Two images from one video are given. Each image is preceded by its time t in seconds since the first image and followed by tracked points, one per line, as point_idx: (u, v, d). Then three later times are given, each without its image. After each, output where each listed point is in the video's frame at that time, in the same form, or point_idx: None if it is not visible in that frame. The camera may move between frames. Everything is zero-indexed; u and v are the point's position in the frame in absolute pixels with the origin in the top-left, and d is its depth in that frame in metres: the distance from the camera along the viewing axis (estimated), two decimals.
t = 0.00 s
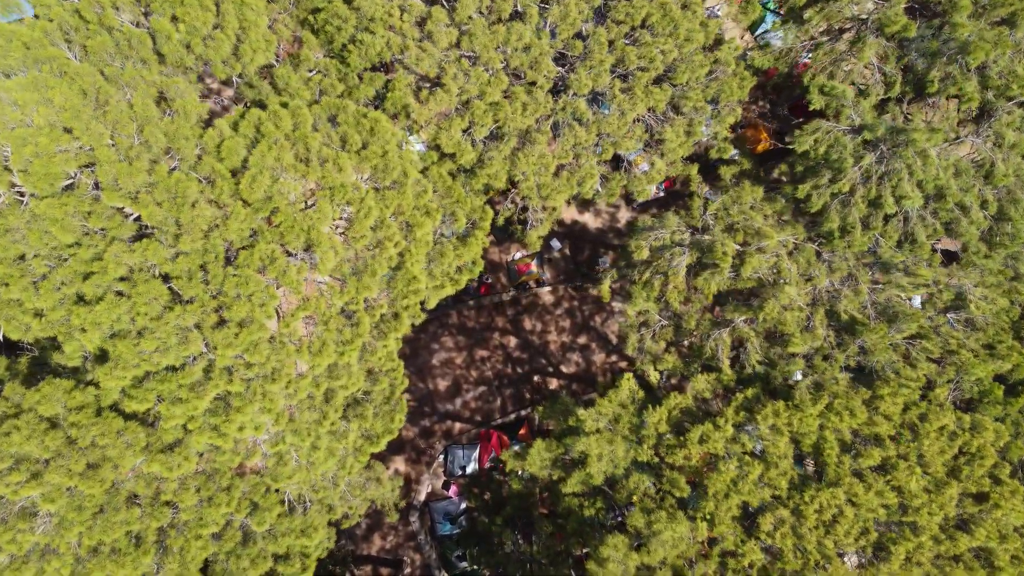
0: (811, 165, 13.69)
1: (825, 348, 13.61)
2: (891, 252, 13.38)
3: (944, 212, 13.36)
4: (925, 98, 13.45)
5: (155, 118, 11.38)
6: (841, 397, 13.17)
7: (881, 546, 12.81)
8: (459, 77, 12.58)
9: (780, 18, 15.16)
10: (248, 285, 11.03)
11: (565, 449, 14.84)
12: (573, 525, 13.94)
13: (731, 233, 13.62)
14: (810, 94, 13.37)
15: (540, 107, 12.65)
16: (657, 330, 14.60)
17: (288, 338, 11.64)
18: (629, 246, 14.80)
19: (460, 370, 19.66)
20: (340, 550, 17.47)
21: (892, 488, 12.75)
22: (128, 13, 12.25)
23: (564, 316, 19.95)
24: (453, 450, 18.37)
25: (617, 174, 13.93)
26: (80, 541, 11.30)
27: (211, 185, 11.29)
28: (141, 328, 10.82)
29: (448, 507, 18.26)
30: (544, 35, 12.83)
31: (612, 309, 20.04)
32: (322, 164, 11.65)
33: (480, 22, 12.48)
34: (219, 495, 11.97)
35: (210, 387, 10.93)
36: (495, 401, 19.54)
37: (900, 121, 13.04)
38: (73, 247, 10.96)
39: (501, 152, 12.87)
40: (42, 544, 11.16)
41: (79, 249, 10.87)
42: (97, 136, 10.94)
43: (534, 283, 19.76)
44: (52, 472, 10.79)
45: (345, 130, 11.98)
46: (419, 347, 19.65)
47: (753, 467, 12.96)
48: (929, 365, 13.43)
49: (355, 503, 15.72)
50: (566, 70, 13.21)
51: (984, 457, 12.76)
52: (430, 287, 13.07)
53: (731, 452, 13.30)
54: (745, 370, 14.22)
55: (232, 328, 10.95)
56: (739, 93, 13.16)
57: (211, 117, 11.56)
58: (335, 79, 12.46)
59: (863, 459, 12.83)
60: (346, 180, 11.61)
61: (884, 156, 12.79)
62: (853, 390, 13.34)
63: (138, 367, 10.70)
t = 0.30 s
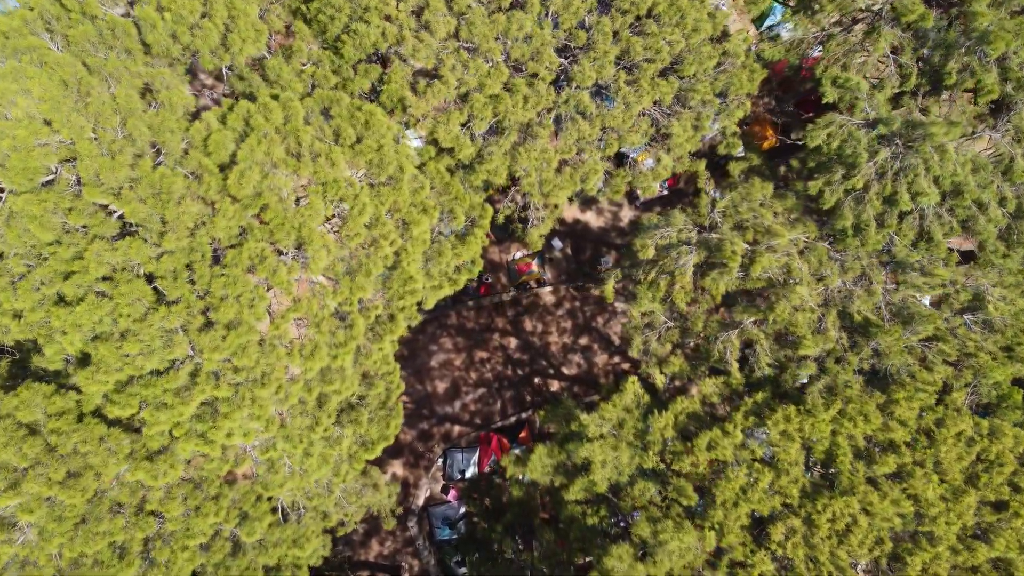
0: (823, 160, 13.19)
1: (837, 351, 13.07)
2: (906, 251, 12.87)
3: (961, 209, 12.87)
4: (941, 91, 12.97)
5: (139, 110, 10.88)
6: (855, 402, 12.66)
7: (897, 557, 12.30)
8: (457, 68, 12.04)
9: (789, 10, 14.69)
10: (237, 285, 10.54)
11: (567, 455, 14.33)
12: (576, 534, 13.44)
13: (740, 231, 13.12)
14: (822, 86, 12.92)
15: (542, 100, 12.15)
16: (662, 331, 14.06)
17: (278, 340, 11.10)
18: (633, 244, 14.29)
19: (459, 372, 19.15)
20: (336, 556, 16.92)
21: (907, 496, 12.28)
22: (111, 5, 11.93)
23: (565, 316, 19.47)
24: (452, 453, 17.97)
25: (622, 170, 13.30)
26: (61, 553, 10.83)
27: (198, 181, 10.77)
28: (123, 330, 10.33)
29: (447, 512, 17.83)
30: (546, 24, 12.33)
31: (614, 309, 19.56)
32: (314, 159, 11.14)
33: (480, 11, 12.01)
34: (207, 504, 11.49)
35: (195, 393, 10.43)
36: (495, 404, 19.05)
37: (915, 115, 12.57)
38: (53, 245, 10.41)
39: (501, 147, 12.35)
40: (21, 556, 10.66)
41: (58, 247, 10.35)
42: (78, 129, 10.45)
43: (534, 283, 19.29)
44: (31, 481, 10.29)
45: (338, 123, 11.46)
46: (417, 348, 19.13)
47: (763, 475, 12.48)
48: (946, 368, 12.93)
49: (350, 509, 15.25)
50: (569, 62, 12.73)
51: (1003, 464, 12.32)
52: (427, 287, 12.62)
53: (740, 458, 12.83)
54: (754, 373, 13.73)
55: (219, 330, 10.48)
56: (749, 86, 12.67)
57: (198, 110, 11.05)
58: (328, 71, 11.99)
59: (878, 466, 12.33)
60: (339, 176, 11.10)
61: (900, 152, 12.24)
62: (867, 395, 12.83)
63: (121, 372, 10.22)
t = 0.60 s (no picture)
0: (838, 154, 12.62)
1: (853, 353, 12.49)
2: (925, 250, 12.30)
3: (982, 206, 12.28)
4: (961, 81, 12.37)
5: (119, 101, 10.34)
6: (872, 408, 12.08)
7: (916, 570, 11.84)
8: (456, 57, 11.50)
9: None
10: (222, 285, 9.99)
11: (570, 461, 13.76)
12: (580, 545, 12.86)
13: (751, 229, 12.55)
14: (839, 77, 12.37)
15: (544, 91, 11.58)
16: (670, 333, 13.49)
17: (266, 343, 10.48)
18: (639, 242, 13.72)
19: (458, 374, 18.59)
20: (331, 563, 16.36)
21: (928, 507, 11.72)
22: None
23: (567, 317, 18.87)
24: (451, 457, 17.46)
25: (628, 165, 12.78)
26: (38, 567, 10.29)
27: (181, 175, 10.23)
28: (103, 332, 9.73)
29: (446, 517, 17.30)
30: (549, 11, 11.77)
31: (617, 310, 18.91)
32: (304, 152, 10.56)
33: None
34: (192, 516, 10.84)
35: (178, 399, 9.86)
36: (495, 406, 18.50)
37: (935, 107, 11.98)
38: (28, 243, 9.77)
39: (501, 140, 11.72)
40: None
41: (33, 245, 9.73)
42: (54, 120, 9.87)
43: (535, 283, 18.70)
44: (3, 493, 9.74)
45: (330, 114, 10.87)
46: (415, 349, 18.57)
47: (775, 484, 11.91)
48: (967, 373, 12.32)
49: (345, 518, 14.69)
50: (573, 51, 12.19)
51: None
52: (423, 286, 12.07)
53: (751, 466, 12.25)
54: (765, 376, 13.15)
55: (203, 332, 9.95)
56: (760, 76, 12.09)
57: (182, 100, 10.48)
58: (321, 60, 11.48)
59: (896, 475, 11.76)
60: (331, 170, 10.49)
61: (920, 145, 11.60)
62: (885, 400, 12.24)
63: (99, 376, 9.69)
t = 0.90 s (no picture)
0: (853, 148, 12.10)
1: (868, 355, 11.98)
2: (943, 248, 11.82)
3: (1003, 202, 11.76)
4: (981, 72, 11.84)
5: (99, 90, 9.84)
6: (888, 413, 11.57)
7: None
8: (454, 46, 11.00)
9: None
10: (208, 283, 9.47)
11: (573, 467, 13.28)
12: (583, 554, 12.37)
13: (761, 227, 12.10)
14: (856, 66, 11.83)
15: (546, 81, 11.06)
16: (676, 334, 13.04)
17: (255, 345, 9.95)
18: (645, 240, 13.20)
19: (457, 375, 18.09)
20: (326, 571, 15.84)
21: (947, 516, 11.21)
22: None
23: (568, 317, 18.37)
24: (450, 460, 16.84)
25: (634, 159, 12.26)
26: None
27: (165, 168, 9.72)
28: (82, 335, 9.24)
29: (445, 522, 16.71)
30: None
31: (619, 310, 18.44)
32: (294, 144, 10.04)
33: None
34: (177, 526, 10.36)
35: (161, 405, 9.36)
36: (495, 409, 17.99)
37: (954, 98, 11.46)
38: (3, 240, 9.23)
39: (501, 133, 11.24)
40: None
41: (9, 242, 9.20)
42: (30, 111, 9.39)
43: (536, 283, 18.15)
44: None
45: (322, 104, 10.35)
46: (413, 350, 18.07)
47: (787, 492, 11.41)
48: (987, 376, 11.77)
49: (339, 525, 14.23)
50: (576, 40, 11.65)
51: None
52: (420, 285, 11.55)
53: (762, 474, 11.75)
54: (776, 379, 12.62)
55: (187, 334, 9.44)
56: (772, 67, 11.57)
57: (166, 90, 9.98)
58: (313, 50, 11.01)
59: (914, 483, 11.27)
60: (323, 164, 10.00)
61: (938, 138, 11.10)
62: (902, 404, 11.73)
63: (78, 381, 9.17)
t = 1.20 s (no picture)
0: (871, 140, 11.54)
1: (886, 358, 11.44)
2: (966, 244, 11.12)
3: None
4: (1007, 60, 11.24)
5: (75, 77, 9.25)
6: (909, 418, 10.98)
7: None
8: (452, 32, 10.42)
9: None
10: (189, 281, 8.87)
11: (576, 475, 12.71)
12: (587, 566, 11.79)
13: (776, 223, 11.44)
14: (874, 54, 11.28)
15: (549, 69, 10.48)
16: (685, 335, 12.45)
17: (240, 348, 9.36)
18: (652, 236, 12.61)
19: (457, 377, 17.44)
20: None
21: (971, 527, 10.58)
22: None
23: (570, 318, 17.78)
24: (449, 464, 16.23)
25: (640, 152, 11.70)
26: None
27: (144, 160, 9.13)
28: (55, 338, 8.63)
29: (443, 527, 16.14)
30: None
31: (622, 311, 17.90)
32: (282, 135, 9.48)
33: None
34: (159, 540, 9.75)
35: (139, 412, 8.78)
36: (495, 411, 17.35)
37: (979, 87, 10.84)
38: None
39: (501, 124, 10.66)
40: None
41: None
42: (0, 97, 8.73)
43: (537, 283, 17.62)
44: None
45: (312, 93, 9.77)
46: (411, 351, 17.38)
47: (802, 503, 10.81)
48: (1012, 379, 11.09)
49: (333, 534, 13.63)
50: (580, 27, 11.04)
51: None
52: (415, 283, 10.96)
53: (775, 483, 11.17)
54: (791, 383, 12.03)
55: (167, 336, 8.87)
56: (786, 55, 10.98)
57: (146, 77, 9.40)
58: (302, 36, 10.40)
59: (936, 493, 10.65)
60: (312, 155, 9.41)
61: (963, 128, 10.48)
62: (922, 409, 11.16)
63: (50, 387, 8.59)
